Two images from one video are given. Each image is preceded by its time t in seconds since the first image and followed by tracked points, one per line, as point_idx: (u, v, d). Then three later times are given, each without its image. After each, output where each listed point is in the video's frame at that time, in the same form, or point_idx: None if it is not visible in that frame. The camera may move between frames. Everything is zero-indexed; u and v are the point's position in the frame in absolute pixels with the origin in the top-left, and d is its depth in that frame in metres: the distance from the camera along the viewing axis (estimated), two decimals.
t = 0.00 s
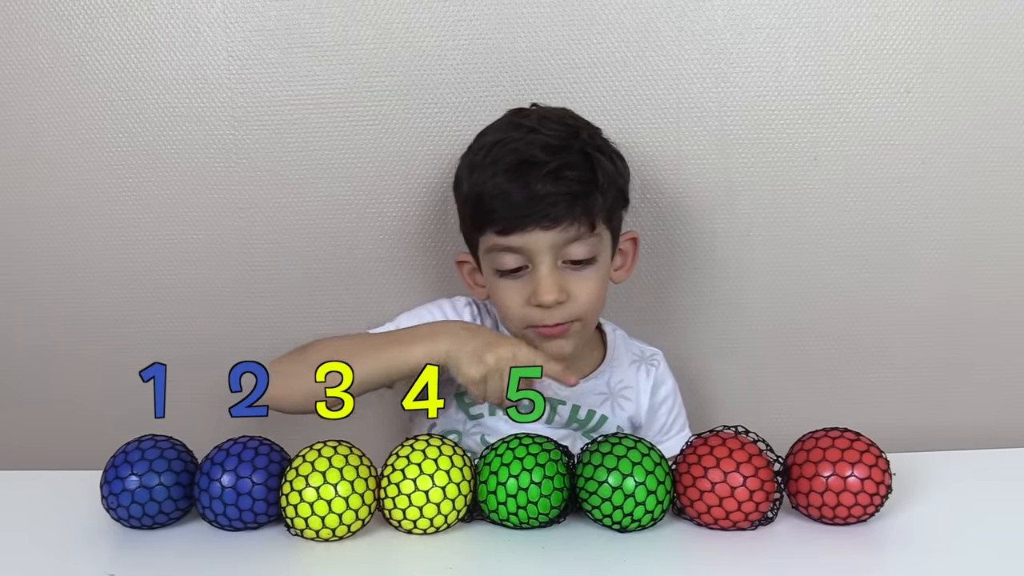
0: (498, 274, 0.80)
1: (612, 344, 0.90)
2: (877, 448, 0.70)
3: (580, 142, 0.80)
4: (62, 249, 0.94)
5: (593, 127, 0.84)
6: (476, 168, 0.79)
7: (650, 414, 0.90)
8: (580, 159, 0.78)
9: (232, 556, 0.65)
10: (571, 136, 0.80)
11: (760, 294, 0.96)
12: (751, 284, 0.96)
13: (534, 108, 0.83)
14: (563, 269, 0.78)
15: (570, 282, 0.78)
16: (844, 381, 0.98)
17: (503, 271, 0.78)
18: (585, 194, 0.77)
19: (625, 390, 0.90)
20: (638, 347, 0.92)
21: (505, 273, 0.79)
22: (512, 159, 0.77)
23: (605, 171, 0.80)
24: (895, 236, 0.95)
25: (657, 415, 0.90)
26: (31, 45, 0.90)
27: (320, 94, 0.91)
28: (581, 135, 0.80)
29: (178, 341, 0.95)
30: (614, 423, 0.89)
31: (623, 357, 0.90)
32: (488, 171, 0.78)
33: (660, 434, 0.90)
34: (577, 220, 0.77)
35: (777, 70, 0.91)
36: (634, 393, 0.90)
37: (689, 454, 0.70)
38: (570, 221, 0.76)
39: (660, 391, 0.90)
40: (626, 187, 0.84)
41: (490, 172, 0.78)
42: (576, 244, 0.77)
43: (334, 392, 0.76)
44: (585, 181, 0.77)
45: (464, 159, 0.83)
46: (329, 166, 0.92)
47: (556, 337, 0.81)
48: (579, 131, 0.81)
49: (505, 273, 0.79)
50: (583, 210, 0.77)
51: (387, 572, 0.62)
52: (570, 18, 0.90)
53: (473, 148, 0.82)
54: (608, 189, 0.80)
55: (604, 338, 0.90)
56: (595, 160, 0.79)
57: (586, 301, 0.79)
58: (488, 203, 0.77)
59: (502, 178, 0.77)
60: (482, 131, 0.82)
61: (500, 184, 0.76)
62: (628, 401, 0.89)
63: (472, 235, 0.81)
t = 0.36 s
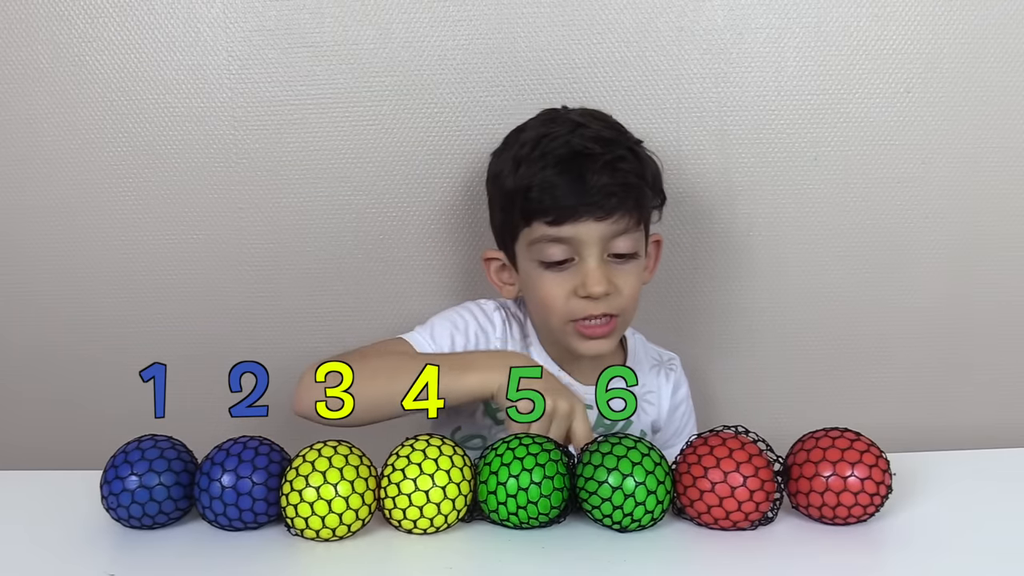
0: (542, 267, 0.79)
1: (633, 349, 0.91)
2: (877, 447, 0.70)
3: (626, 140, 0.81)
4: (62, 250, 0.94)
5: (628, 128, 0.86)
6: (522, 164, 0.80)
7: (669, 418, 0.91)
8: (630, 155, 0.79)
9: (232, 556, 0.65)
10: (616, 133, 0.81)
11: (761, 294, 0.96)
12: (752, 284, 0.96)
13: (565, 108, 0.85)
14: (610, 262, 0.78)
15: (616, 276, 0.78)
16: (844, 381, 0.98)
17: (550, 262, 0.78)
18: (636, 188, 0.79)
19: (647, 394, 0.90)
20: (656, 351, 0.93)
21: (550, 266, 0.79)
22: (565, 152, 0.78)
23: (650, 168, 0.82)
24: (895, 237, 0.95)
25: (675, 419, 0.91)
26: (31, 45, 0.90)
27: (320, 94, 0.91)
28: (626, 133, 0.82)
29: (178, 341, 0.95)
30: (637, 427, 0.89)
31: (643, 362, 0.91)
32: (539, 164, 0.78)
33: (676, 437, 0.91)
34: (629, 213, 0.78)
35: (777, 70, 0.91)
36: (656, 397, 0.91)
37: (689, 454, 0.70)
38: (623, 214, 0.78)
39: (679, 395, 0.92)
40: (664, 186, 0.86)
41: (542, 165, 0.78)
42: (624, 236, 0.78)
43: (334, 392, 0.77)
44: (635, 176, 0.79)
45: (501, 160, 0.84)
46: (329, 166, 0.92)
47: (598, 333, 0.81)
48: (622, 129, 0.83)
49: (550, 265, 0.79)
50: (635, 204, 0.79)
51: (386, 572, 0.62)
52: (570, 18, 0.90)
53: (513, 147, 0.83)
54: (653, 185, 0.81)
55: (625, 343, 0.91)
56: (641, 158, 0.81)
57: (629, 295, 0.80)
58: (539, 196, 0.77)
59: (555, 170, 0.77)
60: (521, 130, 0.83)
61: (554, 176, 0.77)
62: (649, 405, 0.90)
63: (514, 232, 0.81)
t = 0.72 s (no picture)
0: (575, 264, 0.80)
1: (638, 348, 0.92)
2: (877, 448, 0.70)
3: (654, 144, 0.84)
4: (62, 250, 0.94)
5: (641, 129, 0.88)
6: (558, 162, 0.81)
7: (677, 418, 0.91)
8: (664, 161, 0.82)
9: (232, 556, 0.65)
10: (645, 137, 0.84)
11: (761, 294, 0.96)
12: (752, 284, 0.96)
13: (580, 111, 0.87)
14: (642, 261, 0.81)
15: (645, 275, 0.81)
16: (845, 381, 0.98)
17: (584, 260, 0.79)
18: (670, 192, 0.82)
19: (655, 393, 0.91)
20: (661, 350, 0.93)
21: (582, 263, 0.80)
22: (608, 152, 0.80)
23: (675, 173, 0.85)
24: (895, 236, 0.95)
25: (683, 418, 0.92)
26: (31, 46, 0.90)
27: (320, 94, 0.91)
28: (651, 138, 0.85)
29: (178, 341, 0.95)
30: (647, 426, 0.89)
31: (649, 361, 0.92)
32: (581, 163, 0.79)
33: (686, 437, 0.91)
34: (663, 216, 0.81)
35: (777, 70, 0.91)
36: (663, 397, 0.91)
37: (689, 454, 0.70)
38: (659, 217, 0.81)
39: (686, 393, 0.92)
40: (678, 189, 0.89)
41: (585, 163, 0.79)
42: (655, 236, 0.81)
43: (334, 392, 0.77)
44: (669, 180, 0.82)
45: (523, 158, 0.84)
46: (328, 165, 0.92)
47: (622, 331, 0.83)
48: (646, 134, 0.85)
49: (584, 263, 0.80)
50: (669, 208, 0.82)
51: (386, 572, 0.62)
52: (570, 18, 0.90)
53: (542, 145, 0.83)
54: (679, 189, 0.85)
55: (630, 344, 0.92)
56: (669, 162, 0.85)
57: (653, 294, 0.83)
58: (580, 192, 0.78)
59: (602, 169, 0.78)
60: (546, 130, 0.84)
61: (600, 175, 0.78)
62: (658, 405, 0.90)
63: (543, 228, 0.81)
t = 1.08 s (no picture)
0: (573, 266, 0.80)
1: (637, 348, 0.91)
2: (877, 448, 0.70)
3: (643, 142, 0.85)
4: (62, 250, 0.94)
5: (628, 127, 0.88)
6: (549, 165, 0.81)
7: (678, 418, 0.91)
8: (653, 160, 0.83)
9: (232, 556, 0.65)
10: (634, 136, 0.84)
11: (762, 293, 0.96)
12: (753, 284, 0.96)
13: (566, 110, 0.87)
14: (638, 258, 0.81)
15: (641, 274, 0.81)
16: (845, 381, 0.98)
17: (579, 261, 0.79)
18: (661, 191, 0.83)
19: (655, 394, 0.90)
20: (661, 349, 0.93)
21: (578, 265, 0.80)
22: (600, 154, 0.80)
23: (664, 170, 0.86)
24: (895, 236, 0.95)
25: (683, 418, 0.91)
26: (31, 46, 0.90)
27: (320, 94, 0.91)
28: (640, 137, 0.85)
29: (178, 341, 0.95)
30: (647, 426, 0.89)
31: (649, 361, 0.92)
32: (573, 166, 0.79)
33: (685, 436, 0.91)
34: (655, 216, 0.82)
35: (777, 70, 0.91)
36: (663, 397, 0.91)
37: (689, 454, 0.70)
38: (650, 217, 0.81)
39: (686, 392, 0.92)
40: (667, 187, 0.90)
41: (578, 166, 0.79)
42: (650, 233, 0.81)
43: (334, 392, 0.76)
44: (660, 179, 0.83)
45: (513, 161, 0.84)
46: (328, 165, 0.92)
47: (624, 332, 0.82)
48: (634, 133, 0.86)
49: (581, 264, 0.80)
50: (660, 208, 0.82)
51: (386, 572, 0.62)
52: (570, 18, 0.90)
53: (531, 149, 0.83)
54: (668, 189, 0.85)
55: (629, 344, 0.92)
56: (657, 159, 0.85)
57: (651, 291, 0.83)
58: (574, 196, 0.79)
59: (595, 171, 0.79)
60: (535, 132, 0.84)
61: (592, 177, 0.78)
62: (658, 405, 0.90)
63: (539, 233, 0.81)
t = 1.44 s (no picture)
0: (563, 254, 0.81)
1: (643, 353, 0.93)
2: (877, 448, 0.70)
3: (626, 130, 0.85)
4: (62, 250, 0.94)
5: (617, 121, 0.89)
6: (528, 157, 0.82)
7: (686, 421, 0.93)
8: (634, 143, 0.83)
9: (232, 556, 0.65)
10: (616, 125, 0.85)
11: (762, 294, 0.96)
12: (753, 284, 0.96)
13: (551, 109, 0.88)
14: (627, 242, 0.81)
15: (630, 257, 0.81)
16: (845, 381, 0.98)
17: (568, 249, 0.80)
18: (643, 172, 0.82)
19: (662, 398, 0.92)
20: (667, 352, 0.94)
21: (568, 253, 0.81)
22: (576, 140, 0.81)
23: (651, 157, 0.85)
24: (895, 237, 0.95)
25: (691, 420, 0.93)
26: (31, 46, 0.90)
27: (320, 94, 0.91)
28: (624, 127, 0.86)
29: (178, 341, 0.95)
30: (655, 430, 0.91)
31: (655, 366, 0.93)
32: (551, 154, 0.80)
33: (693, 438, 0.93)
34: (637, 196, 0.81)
35: (777, 70, 0.91)
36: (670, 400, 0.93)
37: (689, 454, 0.70)
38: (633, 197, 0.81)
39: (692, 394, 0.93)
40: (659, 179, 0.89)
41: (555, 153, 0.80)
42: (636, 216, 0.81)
43: (334, 392, 0.76)
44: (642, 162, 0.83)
45: (499, 162, 0.86)
46: (328, 165, 0.92)
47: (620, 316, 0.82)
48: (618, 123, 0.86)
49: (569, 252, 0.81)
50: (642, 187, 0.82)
51: (386, 572, 0.62)
52: (570, 18, 0.90)
53: (513, 146, 0.84)
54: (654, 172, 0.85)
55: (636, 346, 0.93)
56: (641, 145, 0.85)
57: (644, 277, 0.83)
58: (553, 182, 0.79)
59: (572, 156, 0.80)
60: (518, 130, 0.85)
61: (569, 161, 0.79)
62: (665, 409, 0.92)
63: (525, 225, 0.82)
